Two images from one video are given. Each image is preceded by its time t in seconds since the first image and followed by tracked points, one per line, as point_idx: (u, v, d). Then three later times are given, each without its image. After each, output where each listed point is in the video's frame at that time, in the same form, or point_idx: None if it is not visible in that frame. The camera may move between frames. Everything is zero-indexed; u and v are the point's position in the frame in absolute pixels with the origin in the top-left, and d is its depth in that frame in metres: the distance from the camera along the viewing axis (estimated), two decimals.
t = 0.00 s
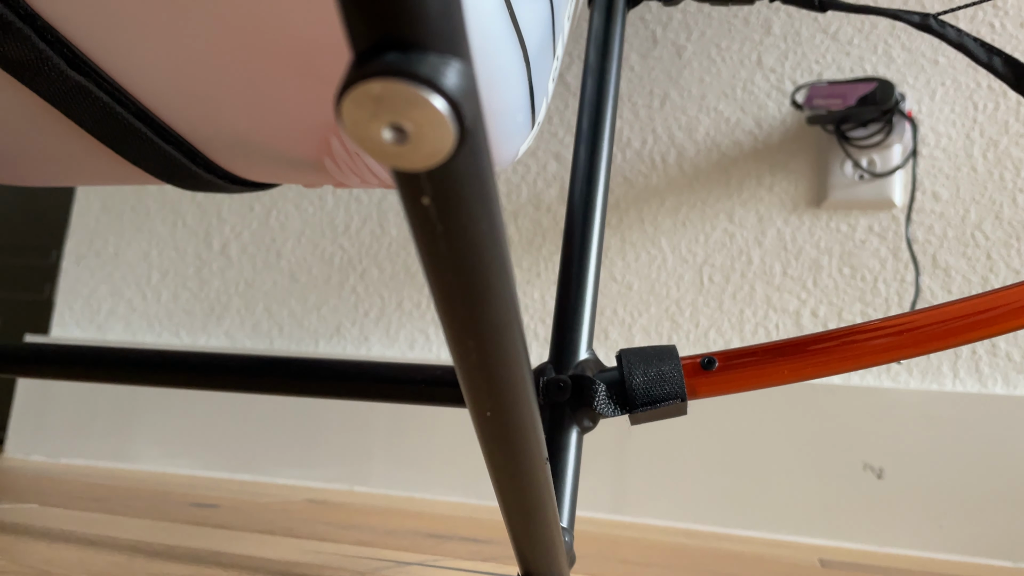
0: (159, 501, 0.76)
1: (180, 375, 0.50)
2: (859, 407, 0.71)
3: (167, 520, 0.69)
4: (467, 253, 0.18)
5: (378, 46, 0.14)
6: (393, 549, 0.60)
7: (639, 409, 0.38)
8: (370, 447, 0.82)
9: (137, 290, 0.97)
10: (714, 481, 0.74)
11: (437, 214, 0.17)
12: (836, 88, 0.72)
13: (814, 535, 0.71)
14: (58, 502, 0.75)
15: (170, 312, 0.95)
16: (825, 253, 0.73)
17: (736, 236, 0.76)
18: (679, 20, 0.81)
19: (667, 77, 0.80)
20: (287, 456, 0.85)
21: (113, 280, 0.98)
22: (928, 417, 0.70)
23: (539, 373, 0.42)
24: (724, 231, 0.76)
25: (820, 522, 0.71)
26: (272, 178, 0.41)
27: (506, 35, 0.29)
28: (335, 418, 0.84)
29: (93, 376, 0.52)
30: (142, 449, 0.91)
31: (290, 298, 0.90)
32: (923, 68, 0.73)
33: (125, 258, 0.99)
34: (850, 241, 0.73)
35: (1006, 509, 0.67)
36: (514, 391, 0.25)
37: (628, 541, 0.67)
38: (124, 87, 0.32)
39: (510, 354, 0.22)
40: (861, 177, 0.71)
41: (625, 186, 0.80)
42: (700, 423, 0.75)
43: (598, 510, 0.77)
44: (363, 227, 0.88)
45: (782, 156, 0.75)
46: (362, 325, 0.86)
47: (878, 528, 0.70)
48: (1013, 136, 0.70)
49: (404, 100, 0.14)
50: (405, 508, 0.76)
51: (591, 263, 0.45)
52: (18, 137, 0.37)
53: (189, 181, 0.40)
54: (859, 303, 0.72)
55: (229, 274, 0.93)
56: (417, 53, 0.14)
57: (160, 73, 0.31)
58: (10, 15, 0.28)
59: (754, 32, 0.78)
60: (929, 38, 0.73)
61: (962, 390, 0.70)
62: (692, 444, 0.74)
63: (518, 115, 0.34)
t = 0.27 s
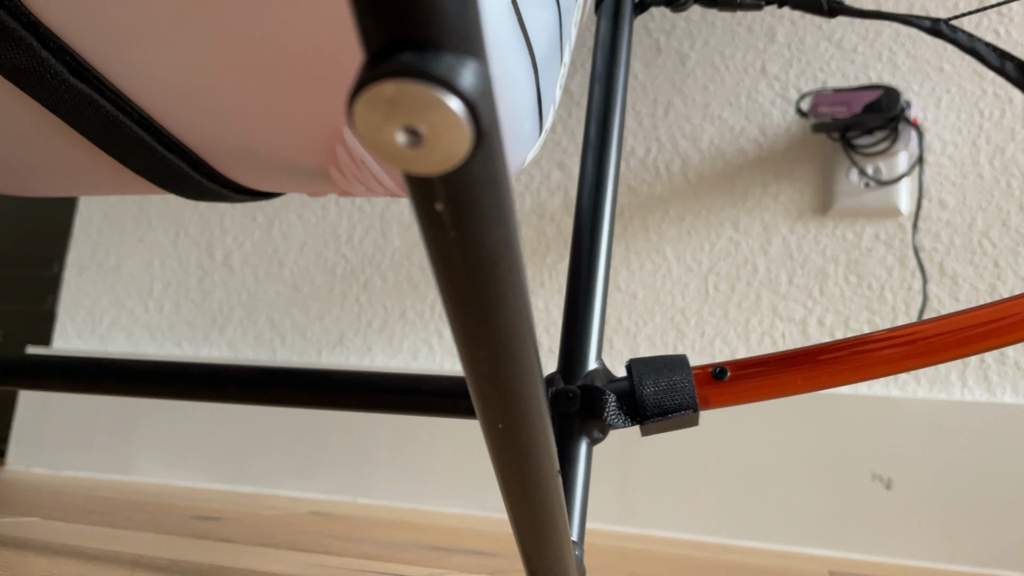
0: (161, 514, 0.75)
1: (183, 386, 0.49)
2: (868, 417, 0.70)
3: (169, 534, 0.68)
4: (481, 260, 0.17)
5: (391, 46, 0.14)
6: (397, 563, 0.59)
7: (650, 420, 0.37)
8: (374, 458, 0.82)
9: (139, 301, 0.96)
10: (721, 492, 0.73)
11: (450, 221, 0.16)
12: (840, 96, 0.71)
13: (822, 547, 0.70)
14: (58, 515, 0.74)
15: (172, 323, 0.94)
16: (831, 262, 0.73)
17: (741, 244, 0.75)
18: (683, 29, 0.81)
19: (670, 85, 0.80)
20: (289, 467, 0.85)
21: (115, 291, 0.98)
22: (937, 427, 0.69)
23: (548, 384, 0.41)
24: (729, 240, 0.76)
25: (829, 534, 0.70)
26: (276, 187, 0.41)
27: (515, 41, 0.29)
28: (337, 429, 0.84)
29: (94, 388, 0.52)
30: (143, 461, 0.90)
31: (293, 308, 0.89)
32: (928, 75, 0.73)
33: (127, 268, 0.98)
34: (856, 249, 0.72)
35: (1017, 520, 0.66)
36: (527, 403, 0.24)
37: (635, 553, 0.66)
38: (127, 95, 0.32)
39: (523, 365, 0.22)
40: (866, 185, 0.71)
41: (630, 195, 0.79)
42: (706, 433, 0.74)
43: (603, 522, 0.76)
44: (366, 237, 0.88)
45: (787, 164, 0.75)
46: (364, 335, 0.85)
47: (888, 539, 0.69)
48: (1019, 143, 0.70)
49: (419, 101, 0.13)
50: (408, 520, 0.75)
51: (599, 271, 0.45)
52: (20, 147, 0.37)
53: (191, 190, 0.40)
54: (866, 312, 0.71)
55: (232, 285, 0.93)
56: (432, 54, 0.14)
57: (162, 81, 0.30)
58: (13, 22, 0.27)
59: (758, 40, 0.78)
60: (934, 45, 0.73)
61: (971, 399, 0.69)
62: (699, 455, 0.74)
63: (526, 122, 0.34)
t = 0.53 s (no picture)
0: (161, 525, 0.74)
1: (183, 395, 0.49)
2: (877, 424, 0.69)
3: (170, 546, 0.67)
4: (486, 258, 0.17)
5: (392, 32, 0.13)
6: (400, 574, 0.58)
7: (659, 427, 0.37)
8: (376, 468, 0.81)
9: (140, 310, 0.96)
10: (728, 502, 0.72)
11: (454, 218, 0.16)
12: (846, 101, 0.72)
13: (833, 557, 0.68)
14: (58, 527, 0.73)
15: (173, 332, 0.94)
16: (837, 267, 0.72)
17: (746, 250, 0.75)
18: (686, 35, 0.81)
19: (674, 91, 0.80)
20: (290, 478, 0.84)
21: (116, 300, 0.97)
22: (948, 434, 0.67)
23: (554, 391, 0.40)
24: (734, 246, 0.75)
25: (840, 544, 0.68)
26: (276, 192, 0.41)
27: (520, 40, 0.29)
28: (340, 438, 0.83)
29: (94, 397, 0.51)
30: (144, 472, 0.89)
31: (295, 316, 0.89)
32: (934, 79, 0.72)
33: (129, 277, 0.98)
34: (863, 255, 0.71)
35: None
36: (534, 409, 0.24)
37: (642, 564, 0.65)
38: (125, 99, 0.31)
39: (529, 369, 0.21)
40: (873, 190, 0.70)
41: (633, 201, 0.79)
42: (713, 441, 0.73)
43: (609, 532, 0.75)
44: (369, 244, 0.87)
45: (792, 169, 0.74)
46: (367, 344, 0.85)
47: (901, 549, 0.67)
48: None
49: (421, 90, 0.13)
50: (411, 531, 0.74)
51: (604, 276, 0.44)
52: (18, 152, 0.36)
53: (191, 196, 0.40)
54: (873, 318, 0.70)
55: (233, 293, 0.92)
56: (435, 41, 0.13)
57: (160, 84, 0.30)
58: (9, 25, 0.27)
59: (763, 45, 0.78)
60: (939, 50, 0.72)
61: (981, 406, 0.68)
62: (706, 464, 0.73)
63: (529, 125, 0.34)
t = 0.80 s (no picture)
0: (160, 537, 0.74)
1: (183, 406, 0.48)
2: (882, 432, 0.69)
3: (169, 558, 0.67)
4: (484, 266, 0.17)
5: (386, 39, 0.13)
6: None
7: (663, 436, 0.36)
8: (378, 478, 0.80)
9: (141, 320, 0.96)
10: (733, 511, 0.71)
11: (452, 226, 0.16)
12: (848, 106, 0.70)
13: (839, 567, 0.67)
14: (57, 539, 0.73)
15: (173, 342, 0.93)
16: (841, 274, 0.71)
17: (749, 257, 0.74)
18: (687, 41, 0.81)
19: (676, 98, 0.80)
20: (291, 488, 0.83)
21: (118, 310, 0.97)
22: (954, 442, 0.66)
23: (555, 400, 0.40)
24: (737, 252, 0.75)
25: (847, 553, 0.67)
26: (276, 200, 0.40)
27: (519, 49, 0.28)
28: (341, 448, 0.82)
29: (93, 407, 0.51)
30: (144, 483, 0.89)
31: (296, 326, 0.88)
32: (936, 84, 0.72)
33: (130, 287, 0.98)
34: (867, 261, 0.71)
35: None
36: (535, 419, 0.23)
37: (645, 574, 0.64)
38: (125, 109, 0.31)
39: (529, 379, 0.21)
40: (876, 196, 0.69)
41: (635, 208, 0.78)
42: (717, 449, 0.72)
43: (613, 542, 0.74)
44: (370, 253, 0.87)
45: (795, 175, 0.74)
46: (368, 353, 0.84)
47: (910, 559, 0.66)
48: None
49: (417, 97, 0.13)
50: (412, 542, 0.73)
51: (606, 283, 0.44)
52: (17, 163, 0.36)
53: (190, 205, 0.39)
54: (878, 324, 0.70)
55: (235, 303, 0.92)
56: (430, 47, 0.13)
57: (160, 93, 0.30)
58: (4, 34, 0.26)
59: (764, 51, 0.78)
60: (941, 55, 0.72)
61: (988, 413, 0.67)
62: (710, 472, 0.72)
63: (529, 131, 0.33)
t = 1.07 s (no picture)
0: (160, 545, 0.74)
1: (180, 413, 0.48)
2: (882, 437, 0.68)
3: (168, 566, 0.67)
4: (472, 268, 0.17)
5: (371, 44, 0.13)
6: None
7: (657, 440, 0.36)
8: (378, 486, 0.80)
9: (142, 328, 0.96)
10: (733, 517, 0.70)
11: (439, 228, 0.16)
12: (847, 112, 0.71)
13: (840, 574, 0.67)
14: (56, 547, 0.73)
15: (174, 350, 0.93)
16: (840, 279, 0.71)
17: (748, 263, 0.74)
18: (685, 48, 0.81)
19: (674, 104, 0.80)
20: (291, 496, 0.83)
21: (118, 318, 0.97)
22: (955, 447, 0.66)
23: (551, 405, 0.40)
24: (736, 258, 0.75)
25: (848, 560, 0.67)
26: (273, 207, 0.41)
27: (513, 55, 0.29)
28: (341, 455, 0.82)
29: (92, 415, 0.51)
30: (144, 491, 0.89)
31: (296, 333, 0.89)
32: (933, 90, 0.72)
33: (131, 296, 0.98)
34: (866, 266, 0.71)
35: None
36: (525, 418, 0.24)
37: None
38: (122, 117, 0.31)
39: (518, 377, 0.22)
40: (875, 202, 0.69)
41: (634, 214, 0.79)
42: (717, 454, 0.72)
43: (613, 549, 0.74)
44: (370, 261, 0.87)
45: (793, 181, 0.74)
46: (367, 360, 0.84)
47: (911, 565, 0.65)
48: None
49: (402, 102, 0.13)
50: (412, 550, 0.73)
51: (603, 288, 0.44)
52: (15, 171, 0.36)
53: (187, 212, 0.40)
54: (877, 329, 0.70)
55: (235, 311, 0.92)
56: (416, 52, 0.13)
57: (157, 100, 0.30)
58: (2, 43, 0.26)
59: (761, 57, 0.78)
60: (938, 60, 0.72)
61: (988, 418, 0.67)
62: (709, 478, 0.72)
63: (524, 137, 0.34)
